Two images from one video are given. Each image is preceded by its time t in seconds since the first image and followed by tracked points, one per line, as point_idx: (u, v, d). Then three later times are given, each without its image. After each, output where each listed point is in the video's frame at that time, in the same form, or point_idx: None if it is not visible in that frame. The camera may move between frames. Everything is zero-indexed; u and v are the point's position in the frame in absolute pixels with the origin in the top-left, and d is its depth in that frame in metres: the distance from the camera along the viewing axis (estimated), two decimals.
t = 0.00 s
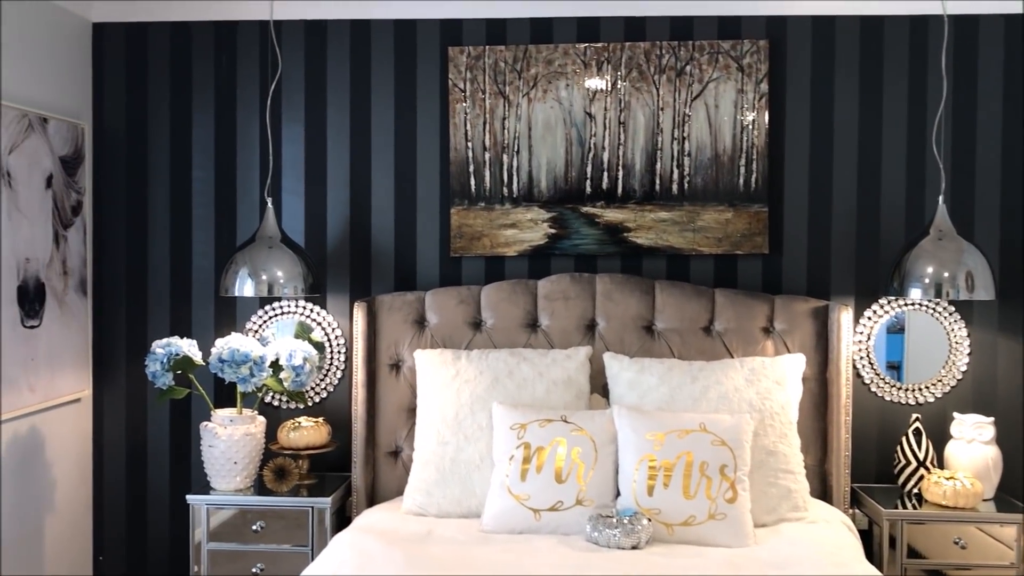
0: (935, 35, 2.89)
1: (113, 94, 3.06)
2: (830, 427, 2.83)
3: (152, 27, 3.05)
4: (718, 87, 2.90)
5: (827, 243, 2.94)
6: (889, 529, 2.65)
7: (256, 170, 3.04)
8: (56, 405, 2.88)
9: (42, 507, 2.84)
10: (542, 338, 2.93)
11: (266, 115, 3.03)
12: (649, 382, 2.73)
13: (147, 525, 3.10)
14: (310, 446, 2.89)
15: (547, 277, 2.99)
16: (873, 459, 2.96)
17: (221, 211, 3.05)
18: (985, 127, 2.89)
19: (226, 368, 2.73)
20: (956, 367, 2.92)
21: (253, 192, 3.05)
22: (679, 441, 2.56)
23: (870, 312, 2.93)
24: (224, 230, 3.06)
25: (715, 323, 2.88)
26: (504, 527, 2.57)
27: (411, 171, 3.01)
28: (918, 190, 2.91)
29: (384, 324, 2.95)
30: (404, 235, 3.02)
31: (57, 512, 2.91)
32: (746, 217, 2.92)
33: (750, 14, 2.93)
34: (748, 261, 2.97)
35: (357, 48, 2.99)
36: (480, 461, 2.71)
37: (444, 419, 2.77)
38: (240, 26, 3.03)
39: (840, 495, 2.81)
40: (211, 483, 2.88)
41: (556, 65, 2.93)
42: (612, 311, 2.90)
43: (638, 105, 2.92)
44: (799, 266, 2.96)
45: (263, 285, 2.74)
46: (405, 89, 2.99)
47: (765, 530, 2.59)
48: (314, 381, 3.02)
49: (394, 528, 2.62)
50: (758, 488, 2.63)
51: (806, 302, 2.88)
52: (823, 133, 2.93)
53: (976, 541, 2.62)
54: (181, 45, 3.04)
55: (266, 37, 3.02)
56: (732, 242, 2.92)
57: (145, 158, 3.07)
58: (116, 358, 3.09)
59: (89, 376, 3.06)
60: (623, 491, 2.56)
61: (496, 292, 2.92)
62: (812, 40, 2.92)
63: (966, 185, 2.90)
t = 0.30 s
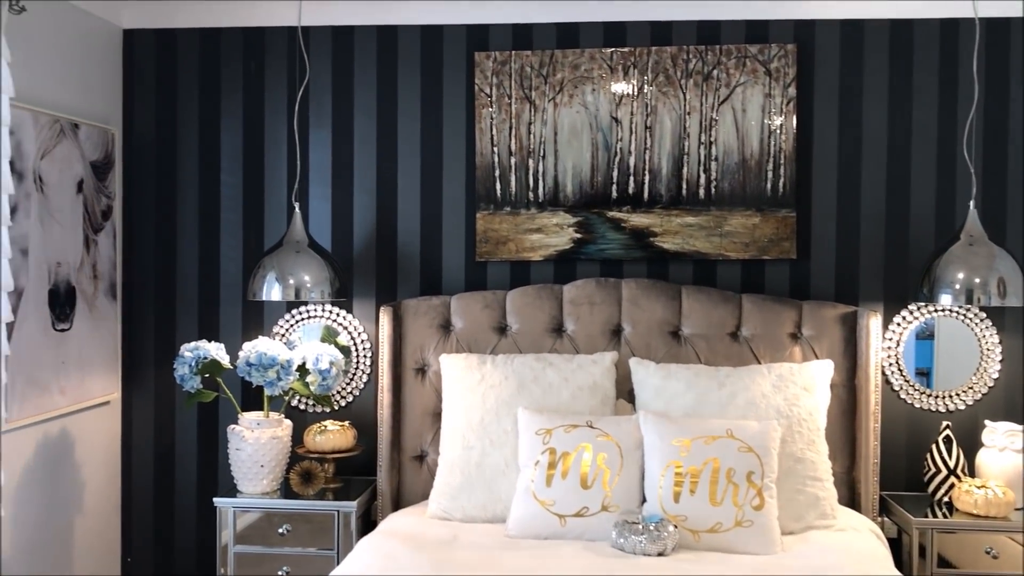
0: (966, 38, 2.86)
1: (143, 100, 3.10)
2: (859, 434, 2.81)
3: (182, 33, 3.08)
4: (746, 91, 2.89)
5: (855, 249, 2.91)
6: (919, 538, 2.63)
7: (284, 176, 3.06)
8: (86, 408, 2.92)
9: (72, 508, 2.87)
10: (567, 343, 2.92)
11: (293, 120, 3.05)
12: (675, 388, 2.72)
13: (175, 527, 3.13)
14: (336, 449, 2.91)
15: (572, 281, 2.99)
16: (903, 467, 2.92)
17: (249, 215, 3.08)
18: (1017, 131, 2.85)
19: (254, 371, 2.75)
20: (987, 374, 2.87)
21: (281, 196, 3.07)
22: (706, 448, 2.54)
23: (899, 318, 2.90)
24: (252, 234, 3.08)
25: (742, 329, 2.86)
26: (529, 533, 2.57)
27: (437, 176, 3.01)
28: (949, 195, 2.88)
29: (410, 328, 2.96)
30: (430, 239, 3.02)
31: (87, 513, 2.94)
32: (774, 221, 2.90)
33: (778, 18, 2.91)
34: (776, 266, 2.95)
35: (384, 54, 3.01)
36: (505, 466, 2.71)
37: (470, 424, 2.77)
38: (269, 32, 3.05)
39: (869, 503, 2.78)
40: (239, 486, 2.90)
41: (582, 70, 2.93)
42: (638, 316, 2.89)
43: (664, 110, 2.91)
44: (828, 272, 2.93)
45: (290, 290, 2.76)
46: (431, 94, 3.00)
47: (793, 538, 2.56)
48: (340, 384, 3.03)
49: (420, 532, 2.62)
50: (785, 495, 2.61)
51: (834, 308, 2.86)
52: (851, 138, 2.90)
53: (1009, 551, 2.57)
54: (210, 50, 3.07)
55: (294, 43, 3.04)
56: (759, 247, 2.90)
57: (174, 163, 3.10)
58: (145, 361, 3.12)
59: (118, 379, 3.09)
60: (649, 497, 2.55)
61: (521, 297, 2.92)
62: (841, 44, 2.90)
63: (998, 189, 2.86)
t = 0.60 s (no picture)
0: (996, 40, 2.83)
1: (172, 105, 3.13)
2: (887, 439, 2.78)
3: (210, 39, 3.11)
4: (772, 94, 2.88)
5: (883, 253, 2.89)
6: (948, 546, 2.59)
7: (310, 180, 3.08)
8: (115, 410, 2.95)
9: (101, 508, 2.90)
10: (592, 347, 2.92)
11: (320, 124, 3.07)
12: (700, 393, 2.71)
13: (201, 529, 3.15)
14: (361, 452, 2.92)
15: (597, 285, 2.98)
16: (931, 474, 2.89)
17: (275, 219, 3.10)
18: None
19: (280, 374, 2.77)
20: (1017, 380, 2.84)
21: (307, 201, 3.09)
22: (732, 453, 2.53)
23: (927, 323, 2.87)
24: (278, 238, 3.10)
25: (768, 333, 2.85)
26: (553, 537, 2.57)
27: (462, 180, 3.02)
28: (978, 199, 2.85)
29: (434, 332, 2.97)
30: (454, 243, 3.03)
31: (115, 514, 2.97)
32: (800, 225, 2.89)
33: (805, 21, 2.90)
34: (802, 270, 2.93)
35: (409, 58, 3.02)
36: (529, 470, 2.71)
37: (494, 427, 2.77)
38: (296, 37, 3.08)
39: (897, 509, 2.75)
40: (264, 489, 2.92)
41: (607, 74, 2.93)
42: (663, 320, 2.88)
43: (690, 113, 2.91)
44: (855, 276, 2.91)
45: (317, 293, 2.78)
46: (457, 98, 3.01)
47: (819, 544, 2.54)
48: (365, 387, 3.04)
49: (444, 535, 2.63)
50: (812, 500, 2.59)
51: (861, 313, 2.84)
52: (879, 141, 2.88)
53: None
54: (237, 56, 3.10)
55: (320, 48, 3.07)
56: (786, 251, 2.89)
57: (202, 167, 3.13)
58: (172, 364, 3.15)
59: (146, 381, 3.12)
60: (674, 502, 2.54)
61: (546, 301, 2.92)
62: (868, 47, 2.88)
63: None
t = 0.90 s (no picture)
0: None
1: (198, 108, 3.16)
2: (914, 443, 2.75)
3: (235, 42, 3.13)
4: (797, 95, 2.86)
5: (910, 255, 2.86)
6: (977, 551, 2.56)
7: (335, 183, 3.10)
8: (141, 410, 2.98)
9: (127, 508, 2.93)
10: (615, 349, 2.91)
11: (344, 127, 3.08)
12: (725, 395, 2.70)
13: (226, 529, 3.17)
14: (385, 454, 2.93)
15: (620, 287, 2.97)
16: (959, 478, 2.86)
17: (300, 221, 3.12)
18: None
19: (305, 375, 2.78)
20: None
21: (331, 203, 3.10)
22: (757, 456, 2.51)
23: (955, 326, 2.84)
24: (303, 239, 3.12)
25: (794, 336, 2.83)
26: (577, 539, 2.56)
27: (485, 182, 3.03)
28: (1007, 200, 2.82)
29: (457, 333, 2.97)
30: (478, 245, 3.04)
31: (141, 513, 3.00)
32: (826, 227, 2.87)
33: (831, 21, 2.88)
34: (828, 271, 2.91)
35: (433, 61, 3.03)
36: (553, 473, 2.71)
37: (517, 429, 2.77)
38: (320, 40, 3.09)
39: (924, 514, 2.73)
40: (289, 489, 2.93)
41: (631, 75, 2.92)
42: (687, 322, 2.87)
43: (714, 114, 2.89)
44: (881, 278, 2.88)
45: (340, 295, 2.80)
46: (480, 100, 3.02)
47: (846, 548, 2.52)
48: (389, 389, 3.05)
49: (468, 537, 2.63)
50: (838, 504, 2.57)
51: (888, 315, 2.81)
52: (906, 142, 2.86)
53: None
54: (263, 59, 3.12)
55: (345, 51, 3.08)
56: (811, 252, 2.87)
57: (227, 170, 3.15)
58: (198, 365, 3.17)
59: (172, 382, 3.15)
60: (698, 505, 2.52)
61: (569, 303, 2.92)
62: (895, 47, 2.85)
63: None
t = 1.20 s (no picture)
0: None
1: (223, 108, 3.18)
2: (940, 446, 2.72)
3: (260, 42, 3.15)
4: (822, 94, 2.84)
5: (937, 255, 2.83)
6: (1004, 555, 2.54)
7: (358, 182, 3.11)
8: (166, 407, 3.00)
9: (152, 504, 2.95)
10: (637, 349, 2.90)
11: (367, 126, 3.09)
12: (748, 396, 2.68)
13: (249, 526, 3.19)
14: (406, 452, 2.94)
15: (643, 287, 2.96)
16: (986, 481, 2.83)
17: (323, 220, 3.13)
18: None
19: (327, 373, 2.79)
20: None
21: (354, 202, 3.11)
22: (780, 457, 2.50)
23: (982, 327, 2.81)
24: (326, 238, 3.13)
25: (818, 336, 2.81)
26: (598, 539, 2.55)
27: (507, 182, 3.03)
28: None
29: (479, 333, 2.97)
30: (500, 244, 3.04)
31: (165, 509, 3.03)
32: (851, 226, 2.84)
33: (856, 19, 2.85)
34: (853, 272, 2.88)
35: (456, 60, 3.03)
36: (574, 472, 2.70)
37: (539, 429, 2.77)
38: (344, 40, 3.11)
39: (950, 517, 2.70)
40: (311, 487, 2.95)
41: (654, 74, 2.91)
42: (709, 322, 2.85)
43: (738, 113, 2.88)
44: (907, 278, 2.86)
45: (363, 294, 2.81)
46: (503, 100, 3.02)
47: (870, 550, 2.50)
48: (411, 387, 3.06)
49: (489, 536, 2.63)
50: (862, 506, 2.55)
51: (914, 316, 2.78)
52: (933, 141, 2.83)
53: None
54: (287, 58, 3.14)
55: (368, 51, 3.09)
56: (836, 252, 2.85)
57: (251, 169, 3.17)
58: (222, 362, 3.20)
59: (196, 380, 3.17)
60: (720, 506, 2.51)
61: (591, 303, 2.92)
62: (922, 45, 2.83)
63: None
